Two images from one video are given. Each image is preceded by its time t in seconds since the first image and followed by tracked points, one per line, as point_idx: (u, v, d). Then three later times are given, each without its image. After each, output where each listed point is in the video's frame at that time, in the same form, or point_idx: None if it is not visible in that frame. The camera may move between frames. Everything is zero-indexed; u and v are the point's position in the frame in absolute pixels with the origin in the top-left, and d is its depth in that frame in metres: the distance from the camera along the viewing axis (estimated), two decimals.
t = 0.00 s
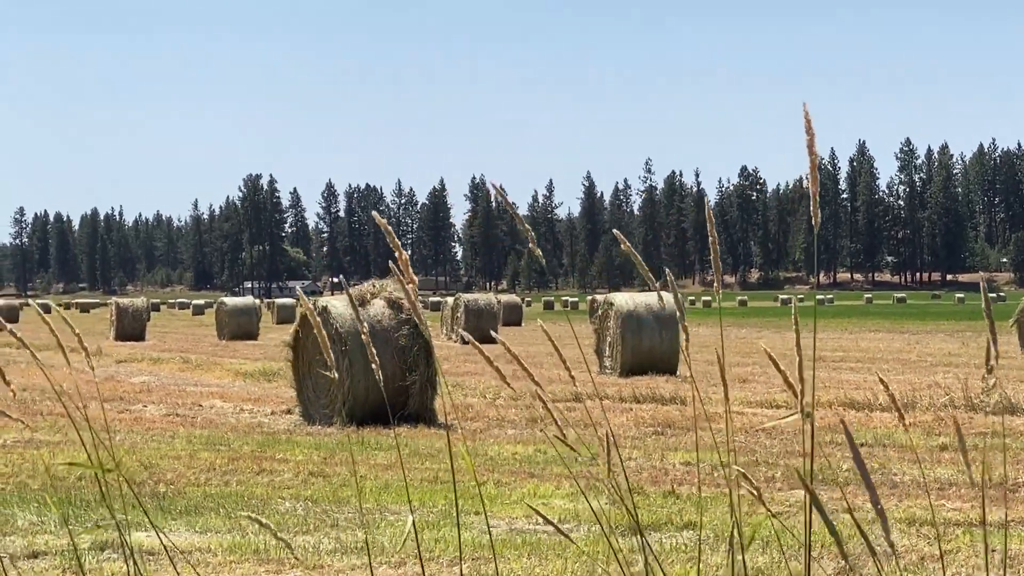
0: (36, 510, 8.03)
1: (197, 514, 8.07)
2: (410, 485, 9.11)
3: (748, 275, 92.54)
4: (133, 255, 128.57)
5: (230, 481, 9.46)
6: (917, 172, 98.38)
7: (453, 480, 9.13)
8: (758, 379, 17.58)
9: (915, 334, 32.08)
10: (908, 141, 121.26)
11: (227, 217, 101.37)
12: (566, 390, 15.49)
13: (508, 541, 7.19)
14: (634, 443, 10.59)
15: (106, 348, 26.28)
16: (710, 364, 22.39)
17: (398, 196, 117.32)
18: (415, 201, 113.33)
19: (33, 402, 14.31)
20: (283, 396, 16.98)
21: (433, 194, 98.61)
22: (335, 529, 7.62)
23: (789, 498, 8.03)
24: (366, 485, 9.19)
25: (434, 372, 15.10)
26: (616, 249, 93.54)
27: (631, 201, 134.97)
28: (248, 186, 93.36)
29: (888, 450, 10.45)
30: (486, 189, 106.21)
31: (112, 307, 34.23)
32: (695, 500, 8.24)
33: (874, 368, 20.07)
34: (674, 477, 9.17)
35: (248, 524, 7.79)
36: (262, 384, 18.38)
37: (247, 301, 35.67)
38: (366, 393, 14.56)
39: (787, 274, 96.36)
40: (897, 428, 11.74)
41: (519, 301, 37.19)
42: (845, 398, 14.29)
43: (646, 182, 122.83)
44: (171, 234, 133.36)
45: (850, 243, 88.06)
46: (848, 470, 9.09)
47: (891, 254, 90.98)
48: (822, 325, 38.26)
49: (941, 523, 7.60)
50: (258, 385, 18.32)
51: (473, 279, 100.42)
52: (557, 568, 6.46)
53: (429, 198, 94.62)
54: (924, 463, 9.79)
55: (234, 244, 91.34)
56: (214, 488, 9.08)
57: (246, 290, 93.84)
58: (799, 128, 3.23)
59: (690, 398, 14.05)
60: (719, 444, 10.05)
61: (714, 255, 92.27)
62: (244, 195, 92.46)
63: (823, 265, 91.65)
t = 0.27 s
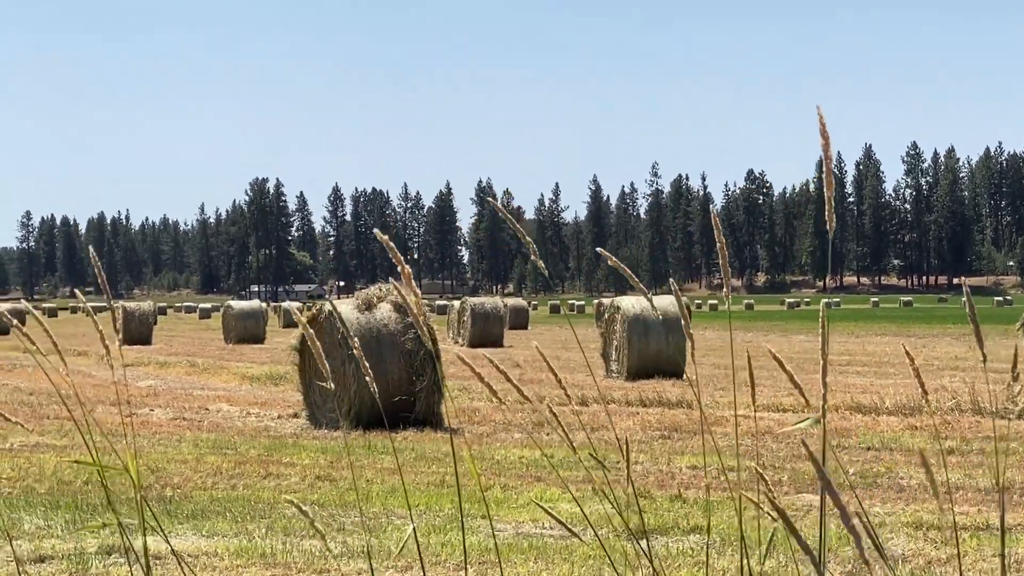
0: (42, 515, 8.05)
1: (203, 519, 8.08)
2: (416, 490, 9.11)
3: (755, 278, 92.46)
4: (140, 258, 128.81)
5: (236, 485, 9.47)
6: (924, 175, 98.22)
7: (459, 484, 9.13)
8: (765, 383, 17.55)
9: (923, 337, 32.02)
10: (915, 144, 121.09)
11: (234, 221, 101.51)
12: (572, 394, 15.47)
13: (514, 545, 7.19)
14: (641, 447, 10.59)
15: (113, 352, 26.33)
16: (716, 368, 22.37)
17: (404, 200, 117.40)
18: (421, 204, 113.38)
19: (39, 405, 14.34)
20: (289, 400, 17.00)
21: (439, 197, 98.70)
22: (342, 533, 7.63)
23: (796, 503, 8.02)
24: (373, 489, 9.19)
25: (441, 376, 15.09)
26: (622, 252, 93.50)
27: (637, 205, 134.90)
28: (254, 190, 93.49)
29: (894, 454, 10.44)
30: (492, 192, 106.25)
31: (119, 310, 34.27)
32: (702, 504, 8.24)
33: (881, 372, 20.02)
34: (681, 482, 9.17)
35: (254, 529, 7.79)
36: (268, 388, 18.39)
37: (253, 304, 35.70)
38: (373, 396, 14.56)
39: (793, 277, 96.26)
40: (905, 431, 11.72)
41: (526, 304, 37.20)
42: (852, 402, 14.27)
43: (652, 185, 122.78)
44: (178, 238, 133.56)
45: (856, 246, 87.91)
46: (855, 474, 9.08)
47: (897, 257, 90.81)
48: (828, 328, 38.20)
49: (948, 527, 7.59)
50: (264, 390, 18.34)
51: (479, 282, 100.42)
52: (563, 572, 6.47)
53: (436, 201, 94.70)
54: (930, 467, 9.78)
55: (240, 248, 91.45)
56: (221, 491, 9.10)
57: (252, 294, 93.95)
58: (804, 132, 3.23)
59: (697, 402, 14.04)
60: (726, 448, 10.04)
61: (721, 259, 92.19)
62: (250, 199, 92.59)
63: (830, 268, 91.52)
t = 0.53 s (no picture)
0: (49, 519, 8.07)
1: (213, 523, 8.11)
2: (424, 494, 9.13)
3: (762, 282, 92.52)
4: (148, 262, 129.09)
5: (245, 489, 9.49)
6: (931, 179, 98.16)
7: (468, 489, 9.14)
8: (771, 386, 17.54)
9: (930, 341, 31.96)
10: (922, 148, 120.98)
11: (241, 225, 101.82)
12: (579, 398, 15.47)
13: (523, 549, 7.21)
14: (648, 450, 10.60)
15: (121, 356, 26.39)
16: (723, 372, 22.36)
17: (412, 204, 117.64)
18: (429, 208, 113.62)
19: (48, 410, 14.41)
20: (297, 405, 17.05)
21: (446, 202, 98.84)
22: (350, 536, 7.66)
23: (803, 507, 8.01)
24: (380, 493, 9.21)
25: (448, 381, 15.12)
26: (630, 256, 93.62)
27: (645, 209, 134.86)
28: (262, 195, 93.77)
29: (902, 458, 10.41)
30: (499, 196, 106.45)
31: (126, 315, 34.34)
32: (710, 509, 8.25)
33: (887, 377, 19.99)
34: (689, 485, 9.17)
35: (263, 533, 7.81)
36: (276, 392, 18.43)
37: (261, 309, 35.77)
38: (379, 400, 14.59)
39: (801, 281, 96.28)
40: (911, 435, 11.70)
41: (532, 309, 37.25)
42: (858, 406, 14.25)
43: (660, 190, 122.89)
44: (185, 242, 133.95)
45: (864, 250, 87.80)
46: (861, 480, 9.08)
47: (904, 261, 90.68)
48: (836, 332, 38.13)
49: (958, 531, 7.58)
50: (272, 394, 18.39)
51: (487, 286, 100.61)
52: None
53: (443, 205, 94.84)
54: (937, 471, 9.76)
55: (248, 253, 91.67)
56: (229, 496, 9.12)
57: (260, 299, 94.15)
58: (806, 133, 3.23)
59: (703, 407, 14.03)
60: (732, 453, 10.05)
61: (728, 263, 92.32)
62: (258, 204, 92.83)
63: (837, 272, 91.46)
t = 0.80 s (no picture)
0: (56, 523, 8.10)
1: (219, 527, 8.12)
2: (431, 498, 9.15)
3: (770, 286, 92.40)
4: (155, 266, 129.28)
5: (251, 494, 9.50)
6: (938, 182, 98.00)
7: (475, 494, 9.14)
8: (778, 390, 17.54)
9: (937, 345, 31.87)
10: (929, 151, 120.78)
11: (248, 229, 102.00)
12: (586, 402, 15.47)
13: (530, 553, 7.22)
14: (655, 454, 10.61)
15: (128, 360, 26.44)
16: (730, 375, 22.34)
17: (419, 208, 117.72)
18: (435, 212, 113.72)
19: (54, 414, 14.45)
20: (304, 409, 17.07)
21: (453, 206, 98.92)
22: (357, 541, 7.67)
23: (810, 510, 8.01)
24: (387, 497, 9.23)
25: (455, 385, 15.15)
26: (637, 260, 93.56)
27: (652, 212, 134.84)
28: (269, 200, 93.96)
29: (910, 461, 10.41)
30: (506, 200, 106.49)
31: (134, 319, 34.40)
32: (718, 512, 8.25)
33: (895, 380, 19.97)
34: (696, 489, 9.18)
35: (269, 537, 7.82)
36: (283, 396, 18.46)
37: (268, 313, 35.82)
38: (387, 404, 14.62)
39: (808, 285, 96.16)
40: (919, 439, 11.69)
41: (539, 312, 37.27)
42: (867, 409, 14.26)
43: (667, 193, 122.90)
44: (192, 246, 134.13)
45: (871, 253, 87.68)
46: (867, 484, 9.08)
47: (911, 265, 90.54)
48: (844, 336, 38.07)
49: (965, 535, 7.58)
50: (280, 398, 18.42)
51: (494, 290, 100.64)
52: None
53: (450, 210, 94.95)
54: (945, 475, 9.76)
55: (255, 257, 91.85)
56: (236, 500, 9.14)
57: (267, 303, 94.29)
58: (808, 138, 3.26)
59: (711, 411, 14.03)
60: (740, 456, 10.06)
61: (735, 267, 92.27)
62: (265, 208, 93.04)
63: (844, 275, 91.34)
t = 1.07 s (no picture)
0: (61, 526, 8.13)
1: (225, 530, 8.15)
2: (437, 501, 9.17)
3: (775, 289, 92.31)
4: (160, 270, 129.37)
5: (256, 496, 9.53)
6: (943, 185, 97.92)
7: (481, 497, 9.15)
8: (784, 393, 17.54)
9: (943, 347, 31.83)
10: (934, 154, 120.70)
11: (253, 233, 102.13)
12: (592, 405, 15.49)
13: (535, 555, 7.24)
14: (660, 456, 10.63)
15: (134, 364, 26.48)
16: (735, 378, 22.32)
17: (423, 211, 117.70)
18: (440, 216, 113.80)
19: (60, 417, 14.45)
20: (309, 412, 17.10)
21: (457, 209, 98.93)
22: (363, 545, 7.68)
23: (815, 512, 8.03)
24: (393, 500, 9.25)
25: (460, 388, 15.16)
26: (642, 264, 93.49)
27: (656, 215, 134.79)
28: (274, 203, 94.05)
29: (915, 464, 10.43)
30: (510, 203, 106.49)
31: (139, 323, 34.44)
32: (723, 514, 8.26)
33: (900, 383, 19.96)
34: (701, 492, 9.19)
35: (275, 541, 7.85)
36: (289, 400, 18.49)
37: (273, 317, 35.86)
38: (392, 406, 14.65)
39: (813, 288, 96.04)
40: (925, 441, 11.70)
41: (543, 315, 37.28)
42: (872, 411, 14.26)
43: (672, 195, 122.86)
44: (197, 250, 134.25)
45: (876, 256, 87.57)
46: (872, 486, 9.09)
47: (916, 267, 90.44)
48: (849, 339, 38.04)
49: (970, 537, 7.59)
50: (286, 402, 18.45)
51: (498, 294, 100.61)
52: None
53: (455, 213, 94.94)
54: (950, 477, 9.77)
55: (260, 261, 91.90)
56: (241, 504, 9.15)
57: (272, 306, 94.35)
58: (815, 143, 3.30)
59: (716, 413, 14.05)
60: (746, 459, 10.09)
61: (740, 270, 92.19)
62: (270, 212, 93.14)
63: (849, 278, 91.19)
